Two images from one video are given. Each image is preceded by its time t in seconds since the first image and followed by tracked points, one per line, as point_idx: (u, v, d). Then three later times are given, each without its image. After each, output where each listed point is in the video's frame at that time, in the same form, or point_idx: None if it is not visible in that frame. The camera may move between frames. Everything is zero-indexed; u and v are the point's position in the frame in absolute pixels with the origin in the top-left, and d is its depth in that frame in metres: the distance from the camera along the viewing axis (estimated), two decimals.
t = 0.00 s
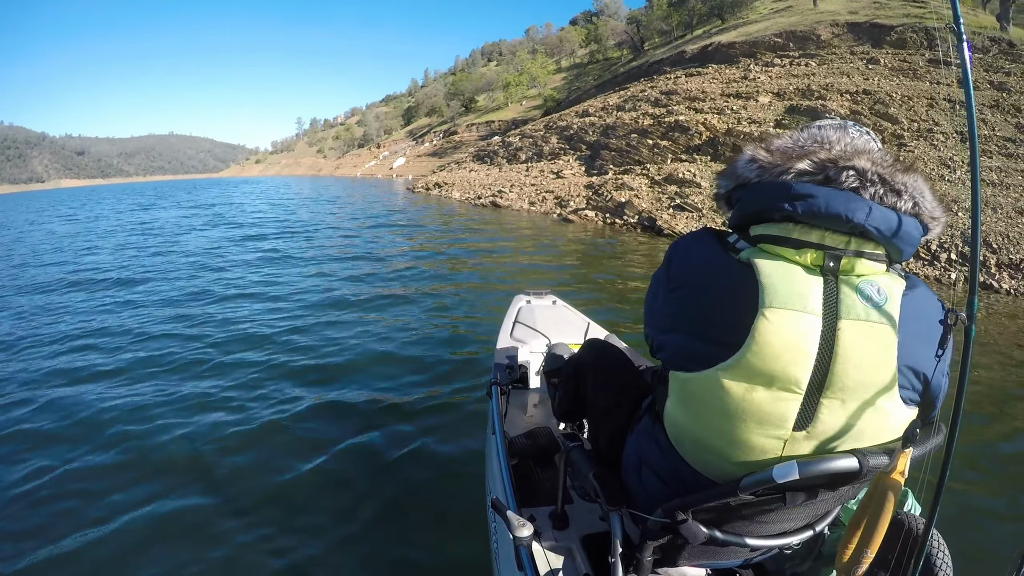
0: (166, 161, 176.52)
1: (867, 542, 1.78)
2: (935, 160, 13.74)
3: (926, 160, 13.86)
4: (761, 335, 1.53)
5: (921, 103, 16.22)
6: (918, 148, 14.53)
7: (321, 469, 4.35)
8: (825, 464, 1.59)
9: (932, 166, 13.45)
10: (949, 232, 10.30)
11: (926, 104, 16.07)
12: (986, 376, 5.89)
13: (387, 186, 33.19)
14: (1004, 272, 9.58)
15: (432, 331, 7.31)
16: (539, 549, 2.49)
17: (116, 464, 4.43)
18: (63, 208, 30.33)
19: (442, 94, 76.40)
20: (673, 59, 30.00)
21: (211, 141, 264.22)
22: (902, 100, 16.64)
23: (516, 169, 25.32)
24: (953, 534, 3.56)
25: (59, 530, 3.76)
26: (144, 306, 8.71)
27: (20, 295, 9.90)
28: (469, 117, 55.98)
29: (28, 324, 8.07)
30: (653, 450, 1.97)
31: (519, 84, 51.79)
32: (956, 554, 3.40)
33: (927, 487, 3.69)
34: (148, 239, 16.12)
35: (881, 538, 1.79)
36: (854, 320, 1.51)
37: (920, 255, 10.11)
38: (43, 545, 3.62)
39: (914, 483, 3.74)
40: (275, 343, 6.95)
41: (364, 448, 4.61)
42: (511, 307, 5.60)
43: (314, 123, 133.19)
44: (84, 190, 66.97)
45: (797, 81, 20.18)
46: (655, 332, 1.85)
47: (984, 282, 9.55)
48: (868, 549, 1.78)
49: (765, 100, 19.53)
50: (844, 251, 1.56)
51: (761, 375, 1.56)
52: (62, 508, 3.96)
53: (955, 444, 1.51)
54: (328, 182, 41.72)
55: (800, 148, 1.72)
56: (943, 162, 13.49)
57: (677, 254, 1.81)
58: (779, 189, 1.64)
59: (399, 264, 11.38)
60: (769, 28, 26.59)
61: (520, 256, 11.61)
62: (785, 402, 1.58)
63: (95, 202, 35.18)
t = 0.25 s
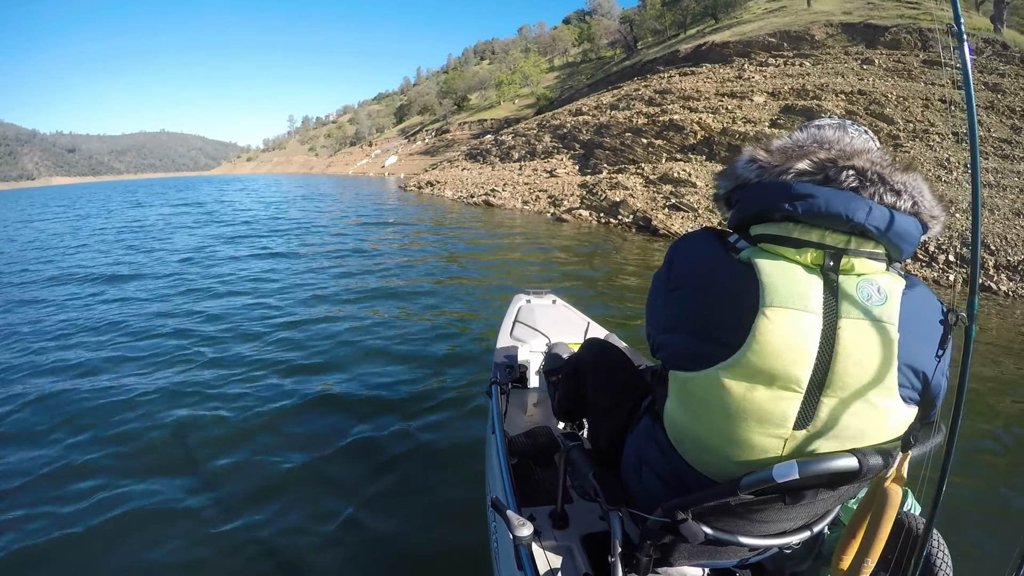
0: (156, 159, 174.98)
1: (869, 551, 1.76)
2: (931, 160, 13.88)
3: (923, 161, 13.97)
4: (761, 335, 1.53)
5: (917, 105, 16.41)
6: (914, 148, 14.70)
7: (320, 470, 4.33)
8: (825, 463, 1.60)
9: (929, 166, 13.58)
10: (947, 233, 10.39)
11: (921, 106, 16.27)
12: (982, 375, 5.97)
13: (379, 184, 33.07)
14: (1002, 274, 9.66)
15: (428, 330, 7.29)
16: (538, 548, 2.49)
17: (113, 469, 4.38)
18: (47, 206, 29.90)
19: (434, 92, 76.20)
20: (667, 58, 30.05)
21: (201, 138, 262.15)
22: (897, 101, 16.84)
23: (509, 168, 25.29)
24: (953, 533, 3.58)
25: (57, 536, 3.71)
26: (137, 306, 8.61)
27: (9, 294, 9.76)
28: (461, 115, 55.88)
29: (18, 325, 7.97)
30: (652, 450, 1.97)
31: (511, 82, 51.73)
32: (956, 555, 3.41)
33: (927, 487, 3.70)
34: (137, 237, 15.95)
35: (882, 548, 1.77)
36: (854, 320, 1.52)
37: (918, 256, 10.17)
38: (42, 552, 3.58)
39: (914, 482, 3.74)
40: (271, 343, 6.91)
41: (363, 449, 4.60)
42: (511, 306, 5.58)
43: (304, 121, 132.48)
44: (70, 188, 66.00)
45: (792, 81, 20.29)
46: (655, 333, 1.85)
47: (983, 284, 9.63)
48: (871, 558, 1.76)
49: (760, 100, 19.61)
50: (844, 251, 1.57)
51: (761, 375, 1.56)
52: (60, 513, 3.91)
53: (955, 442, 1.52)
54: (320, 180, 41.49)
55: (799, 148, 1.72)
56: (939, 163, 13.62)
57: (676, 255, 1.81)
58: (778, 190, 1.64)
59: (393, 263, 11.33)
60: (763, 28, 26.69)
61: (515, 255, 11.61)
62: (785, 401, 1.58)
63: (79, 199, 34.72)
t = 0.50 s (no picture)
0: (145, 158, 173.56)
1: (850, 555, 1.78)
2: (928, 161, 14.01)
3: (920, 162, 14.09)
4: (761, 334, 1.54)
5: (913, 107, 16.57)
6: (910, 149, 14.83)
7: (319, 471, 4.31)
8: (824, 463, 1.60)
9: (925, 167, 13.69)
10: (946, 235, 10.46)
11: (917, 108, 16.43)
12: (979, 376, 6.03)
13: (371, 184, 32.96)
14: (1000, 275, 9.74)
15: (425, 330, 7.27)
16: (538, 549, 2.49)
17: (110, 472, 4.33)
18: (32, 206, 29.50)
19: (426, 92, 76.05)
20: (660, 59, 30.15)
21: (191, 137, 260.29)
22: (893, 102, 17.02)
23: (502, 168, 25.28)
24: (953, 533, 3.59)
25: (54, 540, 3.66)
26: (130, 308, 8.53)
27: None
28: (453, 115, 55.84)
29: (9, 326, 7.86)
30: (651, 449, 1.97)
31: (504, 82, 51.75)
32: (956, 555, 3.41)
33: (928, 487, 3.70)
34: (127, 237, 15.79)
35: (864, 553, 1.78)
36: (853, 320, 1.52)
37: (916, 258, 10.23)
38: (38, 556, 3.52)
39: (913, 482, 3.74)
40: (266, 343, 6.86)
41: (363, 448, 4.58)
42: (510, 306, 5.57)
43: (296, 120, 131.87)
44: (56, 188, 65.11)
45: (786, 82, 20.42)
46: (655, 333, 1.85)
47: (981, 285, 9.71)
48: (850, 563, 1.77)
49: (755, 100, 19.70)
50: (843, 250, 1.57)
51: (759, 376, 1.57)
52: (56, 517, 3.86)
53: (955, 442, 1.53)
54: (311, 180, 41.30)
55: (797, 148, 1.73)
56: (935, 164, 13.75)
57: (675, 256, 1.81)
58: (778, 191, 1.64)
59: (388, 263, 11.29)
60: (757, 29, 26.81)
61: (509, 255, 11.61)
62: (784, 401, 1.58)
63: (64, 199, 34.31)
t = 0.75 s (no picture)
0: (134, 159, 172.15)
1: (853, 547, 1.75)
2: (923, 161, 14.14)
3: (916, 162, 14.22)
4: (760, 335, 1.53)
5: (908, 107, 16.73)
6: (906, 149, 14.95)
7: (319, 472, 4.27)
8: (824, 463, 1.60)
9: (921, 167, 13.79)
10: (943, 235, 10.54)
11: (912, 108, 16.59)
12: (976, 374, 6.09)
13: (362, 185, 32.83)
14: (999, 275, 9.82)
15: (421, 330, 7.25)
16: (538, 550, 2.47)
17: (104, 475, 4.26)
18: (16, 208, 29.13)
19: (418, 92, 75.93)
20: (653, 58, 30.23)
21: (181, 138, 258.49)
22: (888, 101, 17.20)
23: (495, 169, 25.27)
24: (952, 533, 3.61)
25: (49, 545, 3.59)
26: (122, 309, 8.42)
27: None
28: (445, 115, 55.77)
29: None
30: (651, 449, 1.96)
31: (496, 82, 51.72)
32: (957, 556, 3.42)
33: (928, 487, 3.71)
34: (117, 239, 15.63)
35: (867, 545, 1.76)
36: (854, 320, 1.51)
37: (915, 258, 10.29)
38: (32, 562, 3.44)
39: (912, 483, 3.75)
40: (262, 344, 6.81)
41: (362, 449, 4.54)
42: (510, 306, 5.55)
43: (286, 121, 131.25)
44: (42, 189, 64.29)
45: (780, 81, 20.53)
46: (655, 334, 1.84)
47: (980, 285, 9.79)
48: (853, 555, 1.75)
49: (749, 100, 19.78)
50: (843, 251, 1.57)
51: (759, 376, 1.56)
52: (49, 522, 3.78)
53: (954, 442, 1.52)
54: (302, 181, 41.08)
55: (797, 149, 1.72)
56: (930, 164, 13.87)
57: (675, 256, 1.81)
58: (777, 191, 1.64)
59: (383, 264, 11.25)
60: (749, 29, 26.96)
61: (505, 256, 11.60)
62: (783, 402, 1.58)
63: (50, 201, 33.90)
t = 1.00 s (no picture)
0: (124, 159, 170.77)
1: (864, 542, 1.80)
2: (920, 159, 14.23)
3: (913, 160, 14.29)
4: (760, 336, 1.53)
5: (904, 105, 16.86)
6: (902, 147, 15.05)
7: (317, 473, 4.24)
8: (823, 463, 1.59)
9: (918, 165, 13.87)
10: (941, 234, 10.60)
11: (908, 106, 16.73)
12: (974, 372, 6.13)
13: (354, 185, 32.68)
14: (998, 275, 9.89)
15: (418, 330, 7.22)
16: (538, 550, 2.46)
17: (99, 478, 4.20)
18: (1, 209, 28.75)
19: (410, 92, 75.74)
20: (646, 57, 30.26)
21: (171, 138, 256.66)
22: (883, 99, 17.36)
23: (488, 168, 25.23)
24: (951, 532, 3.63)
25: (44, 548, 3.54)
26: (114, 310, 8.32)
27: None
28: (437, 115, 55.64)
29: None
30: (651, 450, 1.96)
31: (488, 81, 51.64)
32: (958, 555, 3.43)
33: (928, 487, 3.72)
34: (106, 240, 15.46)
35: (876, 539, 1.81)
36: (854, 321, 1.51)
37: (914, 258, 10.33)
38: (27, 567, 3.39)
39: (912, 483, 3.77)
40: (258, 344, 6.76)
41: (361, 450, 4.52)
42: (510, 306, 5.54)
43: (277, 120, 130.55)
44: (27, 190, 63.41)
45: (774, 79, 20.60)
46: (653, 335, 1.83)
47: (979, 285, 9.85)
48: (866, 549, 1.79)
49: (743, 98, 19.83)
50: (842, 251, 1.56)
51: (759, 377, 1.55)
52: (45, 525, 3.73)
53: (954, 442, 1.52)
54: (293, 181, 40.85)
55: (796, 149, 1.72)
56: (927, 162, 13.96)
57: (673, 257, 1.80)
58: (776, 191, 1.63)
59: (378, 264, 11.19)
60: (742, 27, 27.02)
61: (500, 256, 11.58)
62: (783, 403, 1.57)
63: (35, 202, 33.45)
